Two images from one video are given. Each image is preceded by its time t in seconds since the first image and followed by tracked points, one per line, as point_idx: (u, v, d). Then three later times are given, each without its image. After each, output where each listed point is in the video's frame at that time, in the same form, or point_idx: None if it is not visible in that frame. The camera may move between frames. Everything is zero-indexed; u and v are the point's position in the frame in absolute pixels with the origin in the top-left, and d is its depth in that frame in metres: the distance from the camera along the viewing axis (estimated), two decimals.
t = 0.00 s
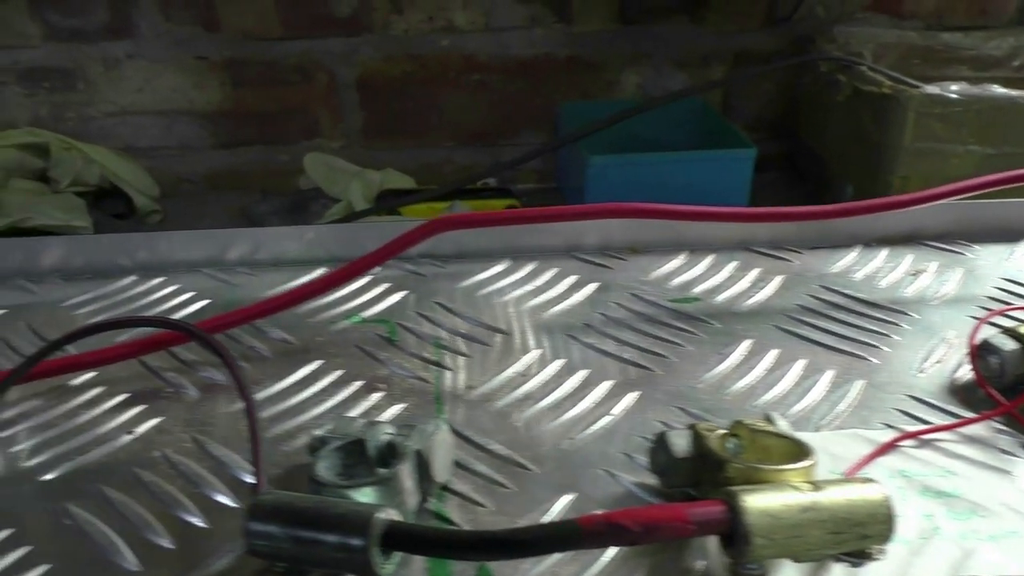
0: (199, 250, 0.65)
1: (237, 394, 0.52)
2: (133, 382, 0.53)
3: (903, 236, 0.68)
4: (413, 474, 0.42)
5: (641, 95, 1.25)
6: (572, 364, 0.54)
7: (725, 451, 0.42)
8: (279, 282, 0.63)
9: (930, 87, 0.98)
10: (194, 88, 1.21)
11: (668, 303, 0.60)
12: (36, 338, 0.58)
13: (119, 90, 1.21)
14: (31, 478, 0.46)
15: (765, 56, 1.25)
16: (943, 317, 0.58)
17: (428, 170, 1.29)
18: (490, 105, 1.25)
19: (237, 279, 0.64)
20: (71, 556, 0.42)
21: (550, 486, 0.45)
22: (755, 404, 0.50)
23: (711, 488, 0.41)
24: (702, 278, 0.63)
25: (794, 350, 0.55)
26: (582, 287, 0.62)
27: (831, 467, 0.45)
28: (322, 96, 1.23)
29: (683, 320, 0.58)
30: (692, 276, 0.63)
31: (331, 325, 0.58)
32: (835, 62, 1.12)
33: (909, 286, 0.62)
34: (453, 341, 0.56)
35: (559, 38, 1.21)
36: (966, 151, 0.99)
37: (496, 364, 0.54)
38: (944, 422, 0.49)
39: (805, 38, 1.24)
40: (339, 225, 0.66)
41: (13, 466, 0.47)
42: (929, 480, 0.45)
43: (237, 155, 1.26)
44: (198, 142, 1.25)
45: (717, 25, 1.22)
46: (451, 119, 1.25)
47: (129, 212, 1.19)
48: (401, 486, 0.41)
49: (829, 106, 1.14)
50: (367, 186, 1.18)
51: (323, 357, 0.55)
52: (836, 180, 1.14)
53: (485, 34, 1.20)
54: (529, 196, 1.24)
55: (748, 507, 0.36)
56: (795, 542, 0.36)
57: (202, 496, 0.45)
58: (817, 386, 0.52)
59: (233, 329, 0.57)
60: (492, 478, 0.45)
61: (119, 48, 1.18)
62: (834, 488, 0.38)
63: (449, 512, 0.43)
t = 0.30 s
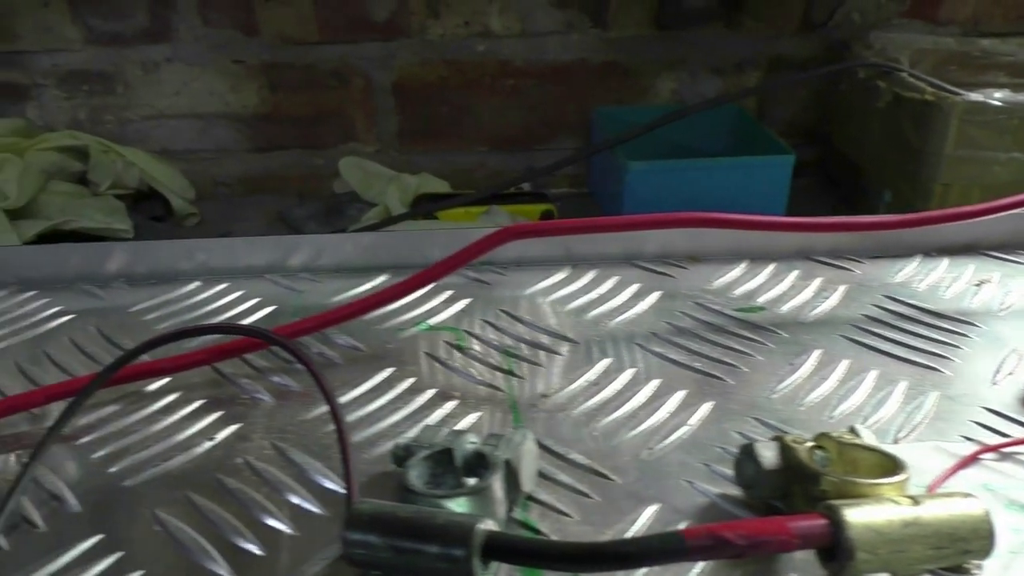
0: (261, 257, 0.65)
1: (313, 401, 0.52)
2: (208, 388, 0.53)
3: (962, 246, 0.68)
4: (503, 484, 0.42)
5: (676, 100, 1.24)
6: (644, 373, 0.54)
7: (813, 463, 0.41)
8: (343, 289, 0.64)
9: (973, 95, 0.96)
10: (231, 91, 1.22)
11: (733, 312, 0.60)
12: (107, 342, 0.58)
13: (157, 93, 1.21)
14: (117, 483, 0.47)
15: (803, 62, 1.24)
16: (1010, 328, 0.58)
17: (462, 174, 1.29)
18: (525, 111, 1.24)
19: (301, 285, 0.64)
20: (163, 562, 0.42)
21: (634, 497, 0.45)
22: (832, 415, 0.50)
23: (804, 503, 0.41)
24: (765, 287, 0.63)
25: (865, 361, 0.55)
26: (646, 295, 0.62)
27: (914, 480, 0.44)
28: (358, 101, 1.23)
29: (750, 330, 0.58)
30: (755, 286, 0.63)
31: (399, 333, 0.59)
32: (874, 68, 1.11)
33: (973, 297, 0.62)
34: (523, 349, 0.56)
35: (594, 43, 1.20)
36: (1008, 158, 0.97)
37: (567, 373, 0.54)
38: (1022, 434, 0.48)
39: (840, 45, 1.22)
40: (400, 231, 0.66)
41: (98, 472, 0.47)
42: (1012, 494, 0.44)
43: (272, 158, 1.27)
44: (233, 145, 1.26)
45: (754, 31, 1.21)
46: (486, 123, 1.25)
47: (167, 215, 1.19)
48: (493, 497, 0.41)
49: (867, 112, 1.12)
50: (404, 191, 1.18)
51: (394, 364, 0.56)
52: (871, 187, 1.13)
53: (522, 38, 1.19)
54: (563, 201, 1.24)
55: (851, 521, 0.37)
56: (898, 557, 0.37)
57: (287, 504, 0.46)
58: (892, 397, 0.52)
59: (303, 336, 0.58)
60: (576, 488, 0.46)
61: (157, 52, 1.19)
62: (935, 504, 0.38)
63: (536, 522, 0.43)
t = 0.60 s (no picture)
0: (304, 258, 0.66)
1: (363, 402, 0.53)
2: (258, 388, 0.54)
3: (1000, 250, 0.68)
4: (560, 484, 0.43)
5: (700, 102, 1.25)
6: (690, 375, 0.55)
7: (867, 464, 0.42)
8: (385, 290, 0.64)
9: (1004, 98, 0.95)
10: (259, 93, 1.22)
11: (775, 315, 0.60)
12: (156, 342, 0.59)
13: (185, 95, 1.22)
14: (174, 481, 0.47)
15: (828, 65, 1.24)
16: None
17: (486, 176, 1.30)
18: (550, 113, 1.25)
19: (344, 286, 0.65)
20: (225, 559, 0.43)
21: (687, 498, 0.45)
22: (879, 418, 0.50)
23: (860, 504, 0.41)
24: (805, 291, 0.63)
25: (909, 364, 0.55)
26: (687, 298, 0.62)
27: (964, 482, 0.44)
28: (383, 103, 1.23)
29: (793, 333, 0.58)
30: (795, 289, 0.63)
31: (444, 334, 0.59)
32: (902, 71, 1.10)
33: (1013, 300, 0.62)
34: (568, 350, 0.57)
35: (620, 46, 1.21)
36: None
37: (613, 374, 0.55)
38: None
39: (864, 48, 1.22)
40: (441, 234, 0.66)
41: (155, 470, 0.48)
42: None
43: (298, 160, 1.28)
44: (260, 147, 1.27)
45: (779, 34, 1.21)
46: (510, 126, 1.26)
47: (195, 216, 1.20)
48: (551, 496, 0.42)
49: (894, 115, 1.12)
50: (429, 192, 1.19)
51: (441, 364, 0.56)
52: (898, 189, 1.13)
53: (547, 41, 1.20)
54: (587, 203, 1.25)
55: (912, 522, 0.37)
56: (959, 558, 0.37)
57: (343, 502, 0.46)
58: (938, 400, 0.52)
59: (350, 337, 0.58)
60: (629, 489, 0.46)
61: (186, 54, 1.20)
62: (994, 507, 0.38)
63: (591, 522, 0.44)
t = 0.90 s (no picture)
0: (339, 260, 0.67)
1: (404, 401, 0.54)
2: (301, 387, 0.55)
3: None
4: (605, 483, 0.44)
5: (720, 107, 1.26)
6: (725, 377, 0.55)
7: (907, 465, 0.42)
8: (420, 292, 0.65)
9: None
10: (283, 96, 1.24)
11: (807, 319, 0.61)
12: (198, 341, 0.60)
13: (211, 97, 1.24)
14: (223, 477, 0.48)
15: (848, 70, 1.24)
16: None
17: (507, 178, 1.31)
18: (570, 116, 1.26)
19: (380, 288, 0.66)
20: (276, 553, 0.44)
21: (727, 497, 0.46)
22: (914, 420, 0.51)
23: (901, 505, 0.42)
24: (835, 295, 0.64)
25: (942, 368, 0.56)
26: (719, 301, 0.63)
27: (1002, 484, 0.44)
28: (406, 106, 1.24)
29: (825, 337, 0.59)
30: (826, 293, 0.64)
31: (480, 335, 0.60)
32: (923, 76, 1.11)
33: None
34: (604, 352, 0.58)
35: (641, 50, 1.21)
36: None
37: (650, 376, 0.55)
38: None
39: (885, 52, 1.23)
40: (475, 236, 0.67)
41: (204, 466, 0.49)
42: None
43: (321, 162, 1.29)
44: (283, 149, 1.28)
45: (801, 38, 1.22)
46: (531, 129, 1.27)
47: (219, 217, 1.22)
48: (597, 495, 0.43)
49: (915, 120, 1.13)
50: (451, 195, 1.20)
51: (479, 365, 0.57)
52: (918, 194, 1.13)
53: (569, 45, 1.21)
54: (607, 206, 1.26)
55: (955, 523, 0.38)
56: (1001, 559, 0.37)
57: (389, 499, 0.47)
58: (972, 404, 0.52)
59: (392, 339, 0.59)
60: (669, 488, 0.47)
61: (212, 56, 1.21)
62: None
63: (634, 521, 0.45)
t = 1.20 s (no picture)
0: (377, 262, 0.68)
1: (446, 402, 0.55)
2: (344, 387, 0.56)
3: None
4: (651, 483, 0.45)
5: (742, 112, 1.26)
6: (762, 381, 0.56)
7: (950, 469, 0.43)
8: (457, 294, 0.66)
9: None
10: (309, 99, 1.25)
11: (841, 323, 0.62)
12: (241, 341, 0.61)
13: (238, 100, 1.25)
14: (272, 475, 0.49)
15: (870, 76, 1.25)
16: None
17: (529, 182, 1.32)
18: (593, 121, 1.26)
19: (417, 290, 0.67)
20: (328, 549, 0.45)
21: (769, 499, 0.47)
22: (951, 425, 0.52)
23: (945, 509, 0.42)
24: (868, 300, 0.64)
25: (977, 373, 0.56)
26: (753, 306, 0.64)
27: None
28: (430, 109, 1.26)
29: (859, 342, 0.60)
30: (859, 299, 0.65)
31: (519, 337, 0.61)
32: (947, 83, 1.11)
33: None
34: (641, 355, 0.59)
35: (664, 55, 1.22)
36: None
37: (687, 379, 0.56)
38: None
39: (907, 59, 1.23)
40: (511, 240, 0.68)
41: (253, 464, 0.50)
42: None
43: (345, 165, 1.30)
44: (308, 152, 1.29)
45: (823, 44, 1.22)
46: (554, 133, 1.28)
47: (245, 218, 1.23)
48: (645, 495, 0.43)
49: (938, 126, 1.13)
50: (475, 199, 1.21)
51: (518, 367, 0.58)
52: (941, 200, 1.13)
53: (592, 50, 1.21)
54: (629, 210, 1.26)
55: (1001, 526, 0.38)
56: None
57: (436, 498, 0.48)
58: (1008, 409, 0.53)
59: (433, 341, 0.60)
60: (712, 490, 0.48)
61: (239, 60, 1.22)
62: None
63: (678, 522, 0.46)
